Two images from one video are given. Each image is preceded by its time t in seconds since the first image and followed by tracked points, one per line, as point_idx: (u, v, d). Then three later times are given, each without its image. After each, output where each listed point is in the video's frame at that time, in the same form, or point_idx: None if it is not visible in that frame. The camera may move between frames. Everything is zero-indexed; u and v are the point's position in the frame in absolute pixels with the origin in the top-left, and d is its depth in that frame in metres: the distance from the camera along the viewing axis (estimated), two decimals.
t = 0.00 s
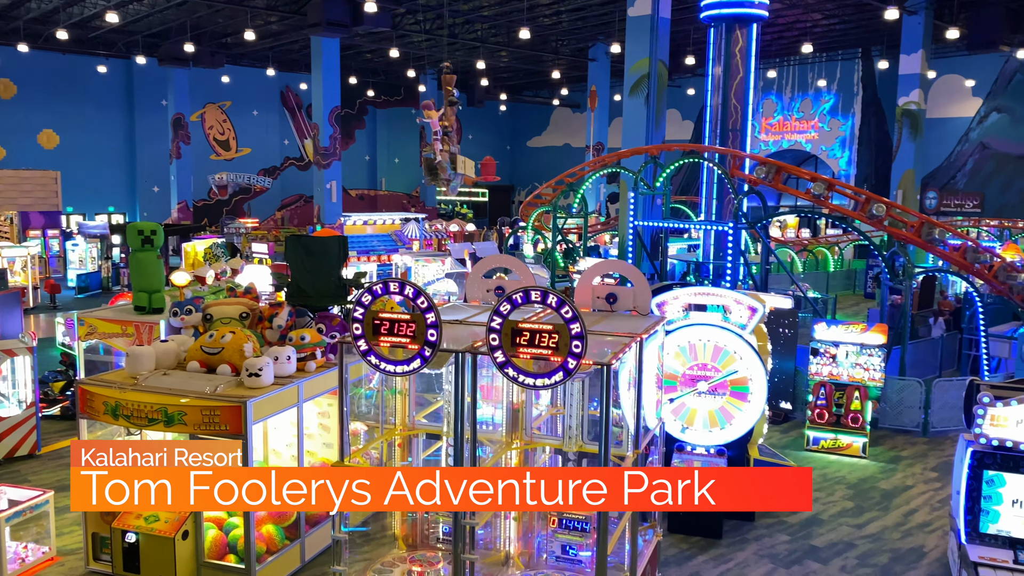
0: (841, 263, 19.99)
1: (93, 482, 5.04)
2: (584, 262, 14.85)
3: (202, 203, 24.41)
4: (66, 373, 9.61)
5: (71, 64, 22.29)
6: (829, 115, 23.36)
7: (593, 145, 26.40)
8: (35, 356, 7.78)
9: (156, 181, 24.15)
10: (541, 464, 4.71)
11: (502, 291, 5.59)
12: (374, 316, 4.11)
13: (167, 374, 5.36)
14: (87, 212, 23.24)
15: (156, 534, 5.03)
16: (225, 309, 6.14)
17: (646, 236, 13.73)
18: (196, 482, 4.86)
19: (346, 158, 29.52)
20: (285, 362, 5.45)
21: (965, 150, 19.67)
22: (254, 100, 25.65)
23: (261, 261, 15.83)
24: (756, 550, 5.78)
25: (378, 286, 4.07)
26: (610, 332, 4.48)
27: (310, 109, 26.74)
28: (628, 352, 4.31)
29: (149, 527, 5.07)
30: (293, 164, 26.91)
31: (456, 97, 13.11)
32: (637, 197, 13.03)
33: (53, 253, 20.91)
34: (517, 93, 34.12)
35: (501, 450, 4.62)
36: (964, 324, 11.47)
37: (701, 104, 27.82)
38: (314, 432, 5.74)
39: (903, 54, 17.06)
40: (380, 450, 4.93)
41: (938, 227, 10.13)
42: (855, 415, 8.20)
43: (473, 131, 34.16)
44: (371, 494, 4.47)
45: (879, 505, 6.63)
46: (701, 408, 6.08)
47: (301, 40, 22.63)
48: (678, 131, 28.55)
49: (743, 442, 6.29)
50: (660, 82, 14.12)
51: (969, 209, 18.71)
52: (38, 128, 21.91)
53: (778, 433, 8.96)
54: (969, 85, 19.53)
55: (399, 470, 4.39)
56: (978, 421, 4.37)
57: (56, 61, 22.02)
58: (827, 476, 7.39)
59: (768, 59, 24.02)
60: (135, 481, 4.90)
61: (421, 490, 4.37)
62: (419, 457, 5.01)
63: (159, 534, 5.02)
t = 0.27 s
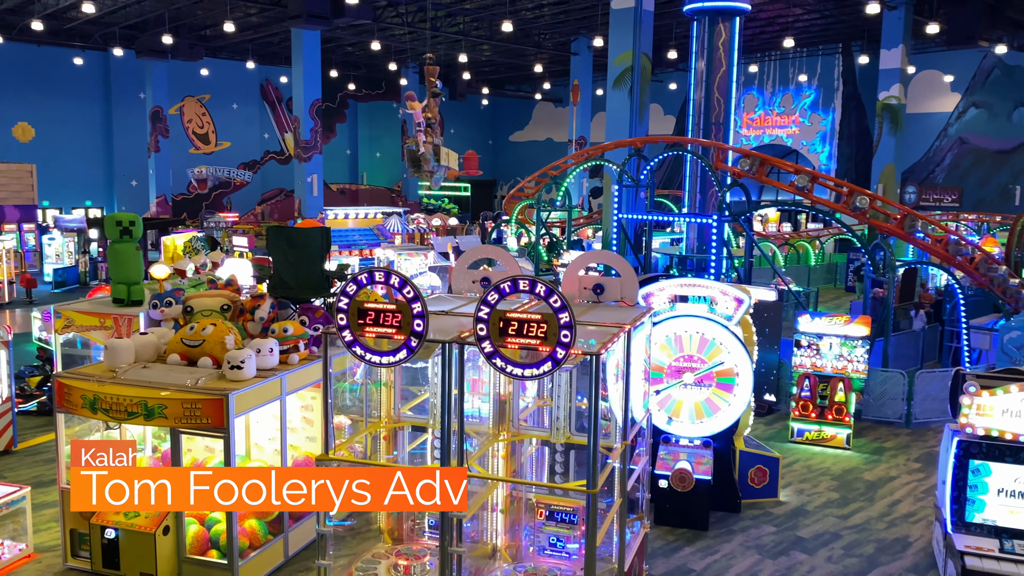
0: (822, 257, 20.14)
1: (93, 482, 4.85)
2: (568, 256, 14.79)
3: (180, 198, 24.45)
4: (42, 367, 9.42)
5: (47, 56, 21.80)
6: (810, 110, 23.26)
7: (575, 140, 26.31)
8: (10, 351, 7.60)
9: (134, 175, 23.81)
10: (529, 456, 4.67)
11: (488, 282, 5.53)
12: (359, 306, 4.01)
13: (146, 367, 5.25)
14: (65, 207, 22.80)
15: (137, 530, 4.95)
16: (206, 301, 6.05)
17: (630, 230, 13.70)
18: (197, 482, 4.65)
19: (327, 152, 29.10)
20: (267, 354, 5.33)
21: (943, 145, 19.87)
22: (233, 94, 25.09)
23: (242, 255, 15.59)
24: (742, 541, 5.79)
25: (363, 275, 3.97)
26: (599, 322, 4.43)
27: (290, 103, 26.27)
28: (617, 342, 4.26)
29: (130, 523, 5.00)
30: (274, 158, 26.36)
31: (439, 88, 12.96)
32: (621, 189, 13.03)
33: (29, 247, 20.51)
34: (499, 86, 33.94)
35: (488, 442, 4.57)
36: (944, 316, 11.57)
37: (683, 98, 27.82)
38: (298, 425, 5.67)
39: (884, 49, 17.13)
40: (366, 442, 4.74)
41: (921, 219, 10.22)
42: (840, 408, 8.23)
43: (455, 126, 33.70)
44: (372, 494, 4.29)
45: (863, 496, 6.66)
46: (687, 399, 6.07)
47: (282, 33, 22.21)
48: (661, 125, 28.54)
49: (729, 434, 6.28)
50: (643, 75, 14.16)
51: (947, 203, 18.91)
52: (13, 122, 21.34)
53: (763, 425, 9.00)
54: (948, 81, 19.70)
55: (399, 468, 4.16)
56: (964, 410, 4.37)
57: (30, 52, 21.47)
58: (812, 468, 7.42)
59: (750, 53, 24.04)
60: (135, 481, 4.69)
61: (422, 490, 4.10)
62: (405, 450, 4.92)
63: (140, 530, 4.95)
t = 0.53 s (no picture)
0: (802, 251, 20.22)
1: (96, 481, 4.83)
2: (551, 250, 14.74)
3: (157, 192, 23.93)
4: (17, 360, 9.23)
5: (22, 47, 20.97)
6: (789, 105, 23.46)
7: (557, 134, 26.20)
8: None
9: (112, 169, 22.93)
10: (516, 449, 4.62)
11: (473, 273, 5.47)
12: (343, 296, 3.90)
13: (125, 360, 5.16)
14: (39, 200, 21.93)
15: (118, 527, 4.89)
16: (186, 293, 5.95)
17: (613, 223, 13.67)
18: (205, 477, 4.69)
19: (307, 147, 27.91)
20: (249, 346, 5.26)
21: (920, 140, 20.04)
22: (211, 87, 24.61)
23: (222, 249, 15.34)
24: (728, 532, 5.79)
25: (348, 265, 3.87)
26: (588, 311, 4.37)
27: (270, 97, 25.74)
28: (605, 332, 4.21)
29: (110, 519, 4.93)
30: (253, 152, 26.03)
31: (421, 78, 12.83)
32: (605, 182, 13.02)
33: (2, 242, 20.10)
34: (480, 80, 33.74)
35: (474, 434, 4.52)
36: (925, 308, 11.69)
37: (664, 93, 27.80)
38: (280, 419, 5.55)
39: (863, 44, 17.22)
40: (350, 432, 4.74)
41: (902, 211, 10.29)
42: (822, 400, 8.30)
43: (436, 120, 33.15)
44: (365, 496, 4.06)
45: (848, 486, 6.70)
46: (673, 391, 6.06)
47: (261, 26, 21.77)
48: (642, 119, 28.53)
49: (715, 426, 6.27)
50: (626, 68, 14.16)
51: (925, 197, 19.07)
52: None
53: (746, 417, 9.04)
54: (926, 76, 19.84)
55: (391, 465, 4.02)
56: (950, 399, 4.39)
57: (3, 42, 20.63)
58: (797, 459, 7.46)
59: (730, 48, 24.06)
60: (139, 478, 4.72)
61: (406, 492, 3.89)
62: (390, 442, 4.83)
63: (121, 526, 4.88)
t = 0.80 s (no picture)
0: (780, 245, 20.36)
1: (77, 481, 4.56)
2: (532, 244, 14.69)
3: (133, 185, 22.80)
4: None
5: None
6: (767, 100, 23.73)
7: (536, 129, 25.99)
8: None
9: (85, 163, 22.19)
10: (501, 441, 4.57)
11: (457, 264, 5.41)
12: (326, 287, 3.82)
13: (101, 354, 5.04)
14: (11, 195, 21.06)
15: (94, 524, 4.77)
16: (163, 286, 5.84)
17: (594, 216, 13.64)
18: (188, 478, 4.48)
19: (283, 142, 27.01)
20: (229, 339, 5.16)
21: (896, 135, 20.21)
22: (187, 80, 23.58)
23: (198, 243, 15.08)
24: (713, 523, 5.81)
25: (331, 254, 3.79)
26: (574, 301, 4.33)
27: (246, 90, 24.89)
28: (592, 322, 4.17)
29: (86, 516, 4.80)
30: (229, 147, 24.96)
31: (401, 70, 12.68)
32: (587, 175, 13.01)
33: None
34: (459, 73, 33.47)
35: (459, 426, 4.46)
36: (902, 300, 11.82)
37: (643, 88, 27.69)
38: (260, 414, 5.45)
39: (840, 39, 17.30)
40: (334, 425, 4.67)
41: (881, 204, 10.38)
42: (805, 390, 8.34)
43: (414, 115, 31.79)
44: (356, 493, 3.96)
45: (830, 477, 6.75)
46: (657, 382, 6.05)
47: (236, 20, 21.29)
48: (622, 114, 28.47)
49: (698, 417, 6.27)
50: (606, 61, 14.18)
51: (901, 192, 19.26)
52: None
53: (728, 409, 9.08)
54: (901, 71, 20.01)
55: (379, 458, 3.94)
56: (933, 388, 4.43)
57: None
58: (778, 450, 7.51)
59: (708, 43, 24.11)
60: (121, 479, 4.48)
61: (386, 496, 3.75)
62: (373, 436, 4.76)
63: (97, 523, 4.76)
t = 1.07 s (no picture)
0: (754, 239, 20.51)
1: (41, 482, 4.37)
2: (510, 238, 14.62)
3: (102, 181, 22.05)
4: None
5: None
6: (740, 95, 23.87)
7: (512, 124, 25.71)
8: None
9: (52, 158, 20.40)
10: (485, 432, 4.54)
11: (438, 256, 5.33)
12: (306, 278, 3.73)
13: (74, 349, 4.92)
14: None
15: (67, 522, 4.65)
16: (137, 279, 5.70)
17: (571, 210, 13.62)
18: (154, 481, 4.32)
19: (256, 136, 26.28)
20: (206, 333, 5.07)
21: (868, 130, 20.41)
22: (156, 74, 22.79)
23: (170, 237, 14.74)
24: (695, 514, 5.83)
25: (311, 244, 3.71)
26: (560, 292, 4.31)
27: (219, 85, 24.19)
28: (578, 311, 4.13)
29: (59, 514, 4.69)
30: (201, 141, 24.45)
31: (377, 62, 12.52)
32: (564, 168, 12.98)
33: None
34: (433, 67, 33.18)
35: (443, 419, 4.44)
36: (876, 292, 12.00)
37: (617, 83, 27.50)
38: (238, 409, 5.37)
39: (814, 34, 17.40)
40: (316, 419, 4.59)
41: (857, 196, 10.50)
42: (782, 381, 8.42)
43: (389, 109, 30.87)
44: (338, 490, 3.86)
45: (809, 467, 6.81)
46: (638, 374, 6.06)
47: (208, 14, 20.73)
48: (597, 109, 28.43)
49: (678, 409, 6.29)
50: (582, 54, 14.22)
51: (872, 186, 19.50)
52: None
53: (707, 400, 9.14)
54: (870, 67, 20.25)
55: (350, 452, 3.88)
56: (913, 377, 4.46)
57: None
58: (758, 441, 7.57)
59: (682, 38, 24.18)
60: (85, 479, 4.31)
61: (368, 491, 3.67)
62: (354, 431, 4.68)
63: (71, 521, 4.65)
